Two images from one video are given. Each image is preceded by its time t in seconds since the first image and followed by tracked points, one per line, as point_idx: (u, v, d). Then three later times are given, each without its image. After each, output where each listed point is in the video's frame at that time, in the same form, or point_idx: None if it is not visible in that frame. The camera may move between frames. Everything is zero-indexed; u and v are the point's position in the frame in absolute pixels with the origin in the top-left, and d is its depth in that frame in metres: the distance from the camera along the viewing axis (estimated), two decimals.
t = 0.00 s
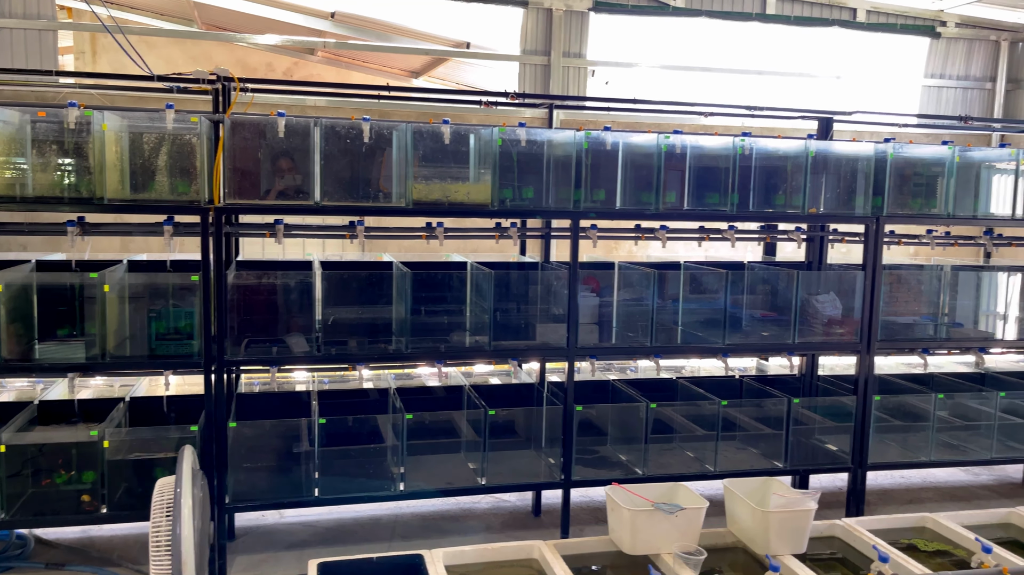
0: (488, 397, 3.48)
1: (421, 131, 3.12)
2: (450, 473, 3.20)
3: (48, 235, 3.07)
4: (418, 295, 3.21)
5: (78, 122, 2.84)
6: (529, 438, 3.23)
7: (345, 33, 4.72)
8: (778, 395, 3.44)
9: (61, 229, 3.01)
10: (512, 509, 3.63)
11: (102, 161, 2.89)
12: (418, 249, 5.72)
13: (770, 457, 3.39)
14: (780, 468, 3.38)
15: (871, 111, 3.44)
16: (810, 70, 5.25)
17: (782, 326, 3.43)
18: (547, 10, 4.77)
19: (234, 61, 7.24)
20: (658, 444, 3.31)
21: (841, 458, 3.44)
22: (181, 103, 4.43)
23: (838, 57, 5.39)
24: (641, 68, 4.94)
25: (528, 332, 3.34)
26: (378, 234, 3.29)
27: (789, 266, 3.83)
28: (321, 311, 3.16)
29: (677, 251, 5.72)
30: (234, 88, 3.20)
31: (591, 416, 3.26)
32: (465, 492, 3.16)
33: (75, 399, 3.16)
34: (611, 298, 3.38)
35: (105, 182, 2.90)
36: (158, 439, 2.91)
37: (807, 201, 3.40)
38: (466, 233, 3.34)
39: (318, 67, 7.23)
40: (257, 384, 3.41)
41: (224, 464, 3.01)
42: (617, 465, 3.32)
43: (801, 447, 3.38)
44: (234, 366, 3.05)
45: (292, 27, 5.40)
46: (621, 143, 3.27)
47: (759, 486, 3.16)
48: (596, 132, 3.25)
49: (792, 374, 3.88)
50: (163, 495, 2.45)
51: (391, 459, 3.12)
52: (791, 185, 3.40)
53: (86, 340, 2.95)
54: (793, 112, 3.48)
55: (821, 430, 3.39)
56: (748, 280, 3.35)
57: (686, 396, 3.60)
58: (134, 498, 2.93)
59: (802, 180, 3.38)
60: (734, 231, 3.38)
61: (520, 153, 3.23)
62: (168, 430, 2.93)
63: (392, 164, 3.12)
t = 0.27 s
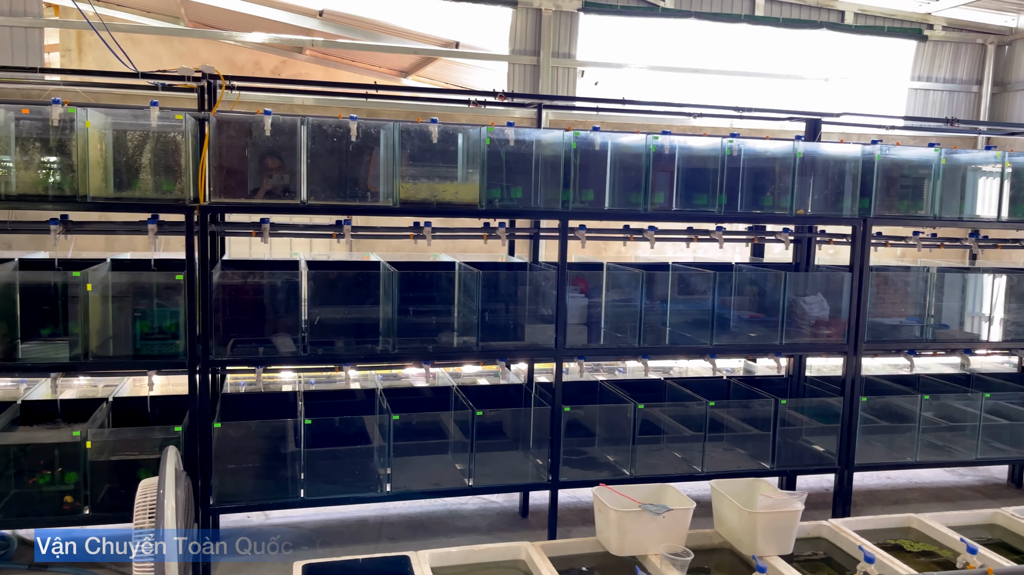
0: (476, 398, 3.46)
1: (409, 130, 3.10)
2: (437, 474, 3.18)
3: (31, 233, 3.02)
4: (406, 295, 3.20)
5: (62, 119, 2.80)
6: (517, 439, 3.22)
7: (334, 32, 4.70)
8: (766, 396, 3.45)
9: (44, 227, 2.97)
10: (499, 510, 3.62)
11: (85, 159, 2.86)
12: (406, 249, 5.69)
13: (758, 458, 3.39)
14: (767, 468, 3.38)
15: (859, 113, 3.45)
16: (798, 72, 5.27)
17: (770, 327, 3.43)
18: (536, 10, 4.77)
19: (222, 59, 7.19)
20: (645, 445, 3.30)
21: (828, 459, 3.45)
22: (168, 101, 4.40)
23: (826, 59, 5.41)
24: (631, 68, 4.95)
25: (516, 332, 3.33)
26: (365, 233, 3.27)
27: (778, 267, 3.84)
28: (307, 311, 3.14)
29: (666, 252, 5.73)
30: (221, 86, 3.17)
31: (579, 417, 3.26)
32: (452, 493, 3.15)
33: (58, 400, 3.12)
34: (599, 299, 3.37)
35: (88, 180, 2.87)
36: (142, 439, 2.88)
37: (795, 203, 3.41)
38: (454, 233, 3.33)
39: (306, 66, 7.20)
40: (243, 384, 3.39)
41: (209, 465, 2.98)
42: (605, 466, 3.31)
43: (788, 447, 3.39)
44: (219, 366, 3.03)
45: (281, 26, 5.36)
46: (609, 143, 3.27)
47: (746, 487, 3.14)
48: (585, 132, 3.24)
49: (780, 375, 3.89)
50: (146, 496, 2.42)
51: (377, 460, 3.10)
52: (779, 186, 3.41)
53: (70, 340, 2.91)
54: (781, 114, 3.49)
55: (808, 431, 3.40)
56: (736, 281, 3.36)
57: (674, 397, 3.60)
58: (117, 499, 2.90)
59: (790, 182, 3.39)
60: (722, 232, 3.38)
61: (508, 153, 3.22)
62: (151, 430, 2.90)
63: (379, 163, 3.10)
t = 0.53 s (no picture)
0: (481, 398, 3.45)
1: (415, 130, 3.10)
2: (441, 475, 3.18)
3: (37, 231, 3.02)
4: (411, 295, 3.19)
5: (69, 118, 2.81)
6: (521, 440, 3.21)
7: (340, 31, 4.70)
8: (771, 398, 3.44)
9: (50, 225, 2.97)
10: (503, 511, 3.62)
11: (92, 157, 2.86)
12: (412, 249, 5.69)
13: (763, 460, 3.38)
14: (773, 471, 3.37)
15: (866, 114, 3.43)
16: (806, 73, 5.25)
17: (776, 329, 3.42)
18: (542, 10, 4.76)
19: (229, 58, 7.20)
20: (650, 447, 3.29)
21: (833, 462, 3.43)
22: (176, 100, 4.40)
23: (833, 59, 5.39)
24: (637, 69, 4.94)
25: (521, 333, 3.32)
26: (370, 233, 3.27)
27: (784, 269, 3.82)
28: (312, 310, 3.14)
29: (672, 253, 5.71)
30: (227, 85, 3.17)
31: (583, 418, 3.25)
32: (456, 494, 3.14)
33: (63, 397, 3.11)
34: (604, 300, 3.36)
35: (95, 178, 2.87)
36: (147, 438, 2.89)
37: (802, 204, 3.39)
38: (459, 233, 3.32)
39: (312, 65, 7.19)
40: (248, 383, 3.38)
41: (213, 464, 2.99)
42: (610, 468, 3.30)
43: (794, 450, 3.38)
44: (224, 365, 3.03)
45: (287, 25, 5.36)
46: (615, 144, 3.26)
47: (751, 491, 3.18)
48: (591, 132, 3.23)
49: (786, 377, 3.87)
50: (151, 495, 2.43)
51: (382, 460, 3.10)
52: (786, 188, 3.40)
53: (77, 338, 2.92)
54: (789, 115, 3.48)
55: (814, 434, 3.38)
56: (742, 283, 3.34)
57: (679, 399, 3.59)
58: (122, 497, 2.90)
59: (797, 183, 3.37)
60: (729, 234, 3.36)
61: (514, 153, 3.21)
62: (156, 429, 2.91)
63: (385, 163, 3.10)
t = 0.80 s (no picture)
0: (529, 399, 3.46)
1: (467, 132, 3.14)
2: (489, 474, 3.20)
3: (102, 230, 3.10)
4: (461, 296, 3.22)
5: (134, 121, 2.91)
6: (569, 441, 3.21)
7: (392, 35, 4.78)
8: (824, 403, 3.38)
9: (115, 224, 3.05)
10: (550, 512, 3.62)
11: (156, 159, 2.95)
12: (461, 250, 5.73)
13: (815, 466, 3.32)
14: (826, 477, 3.31)
15: (925, 114, 3.36)
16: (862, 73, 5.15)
17: (829, 333, 3.36)
18: (593, 11, 4.76)
19: (284, 62, 7.37)
20: (699, 450, 3.27)
21: (889, 470, 3.36)
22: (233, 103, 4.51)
23: (892, 58, 5.25)
24: (688, 70, 4.91)
25: (570, 334, 3.32)
26: (422, 234, 3.31)
27: (839, 272, 3.75)
28: (366, 309, 3.20)
29: (723, 255, 5.64)
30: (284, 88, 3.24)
31: (632, 421, 3.24)
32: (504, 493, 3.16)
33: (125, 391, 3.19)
34: (653, 302, 3.33)
35: (159, 180, 2.97)
36: (205, 432, 2.97)
37: (858, 206, 3.32)
38: (509, 234, 3.33)
39: (364, 68, 7.29)
40: (301, 380, 3.45)
41: (268, 458, 3.05)
42: (658, 471, 3.28)
43: (847, 457, 3.31)
44: (278, 362, 3.09)
45: (340, 29, 5.45)
46: (667, 145, 3.24)
47: (803, 495, 3.19)
48: (642, 133, 3.23)
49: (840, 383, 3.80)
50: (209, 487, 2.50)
51: (431, 458, 3.14)
52: (841, 190, 3.34)
53: (138, 333, 3.02)
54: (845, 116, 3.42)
55: (868, 441, 3.32)
56: (795, 287, 3.29)
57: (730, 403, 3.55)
58: (181, 489, 3.00)
59: (853, 185, 3.31)
60: (782, 236, 3.32)
61: (564, 155, 3.22)
62: (214, 423, 2.99)
63: (436, 165, 3.14)
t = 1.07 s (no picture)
0: (603, 402, 3.44)
1: (544, 135, 3.14)
2: (564, 476, 3.20)
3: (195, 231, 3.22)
4: (536, 297, 3.23)
5: (226, 126, 3.03)
6: (643, 445, 3.19)
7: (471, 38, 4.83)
8: (913, 413, 3.25)
9: (207, 224, 3.17)
10: (624, 516, 3.60)
11: (246, 163, 3.06)
12: (536, 253, 5.76)
13: (902, 478, 3.21)
14: (912, 490, 3.19)
15: None
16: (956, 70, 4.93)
17: (918, 340, 3.23)
18: (672, 11, 4.72)
19: (364, 68, 7.56)
20: (779, 458, 3.19)
21: (981, 485, 3.21)
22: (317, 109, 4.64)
23: (989, 54, 5.01)
24: (769, 69, 4.81)
25: (645, 338, 3.31)
26: (498, 236, 3.33)
27: (928, 278, 3.61)
28: (443, 310, 3.25)
29: (804, 258, 5.49)
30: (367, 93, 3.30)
31: (708, 427, 3.19)
32: (579, 496, 3.16)
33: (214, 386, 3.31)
34: (732, 306, 3.29)
35: (248, 183, 3.07)
36: (289, 427, 3.05)
37: (950, 209, 3.19)
38: (585, 237, 3.33)
39: (440, 72, 7.40)
40: (380, 378, 3.52)
41: (348, 454, 3.13)
42: (735, 478, 3.22)
43: (937, 469, 3.18)
44: (359, 361, 3.17)
45: (418, 35, 5.55)
46: (747, 146, 3.19)
47: (888, 507, 3.12)
48: (722, 135, 3.19)
49: (929, 393, 3.65)
50: (292, 479, 2.65)
51: (505, 458, 3.16)
52: (932, 192, 3.22)
53: (224, 331, 3.15)
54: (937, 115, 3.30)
55: (960, 453, 3.18)
56: (881, 292, 3.19)
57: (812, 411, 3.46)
58: (266, 481, 3.09)
59: (945, 187, 3.19)
60: (867, 240, 3.22)
61: (642, 157, 3.20)
62: (297, 419, 3.07)
63: (514, 168, 3.18)
